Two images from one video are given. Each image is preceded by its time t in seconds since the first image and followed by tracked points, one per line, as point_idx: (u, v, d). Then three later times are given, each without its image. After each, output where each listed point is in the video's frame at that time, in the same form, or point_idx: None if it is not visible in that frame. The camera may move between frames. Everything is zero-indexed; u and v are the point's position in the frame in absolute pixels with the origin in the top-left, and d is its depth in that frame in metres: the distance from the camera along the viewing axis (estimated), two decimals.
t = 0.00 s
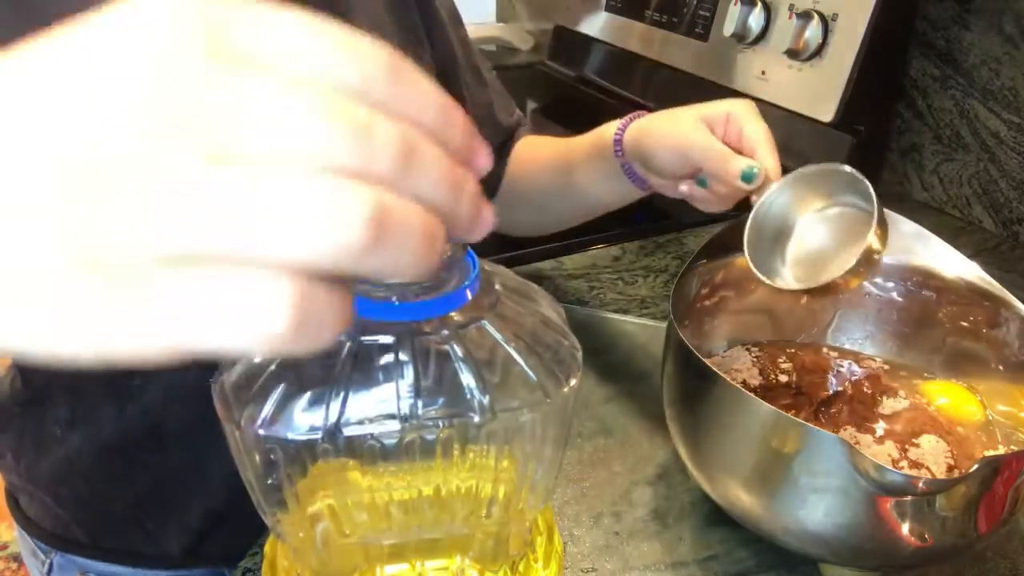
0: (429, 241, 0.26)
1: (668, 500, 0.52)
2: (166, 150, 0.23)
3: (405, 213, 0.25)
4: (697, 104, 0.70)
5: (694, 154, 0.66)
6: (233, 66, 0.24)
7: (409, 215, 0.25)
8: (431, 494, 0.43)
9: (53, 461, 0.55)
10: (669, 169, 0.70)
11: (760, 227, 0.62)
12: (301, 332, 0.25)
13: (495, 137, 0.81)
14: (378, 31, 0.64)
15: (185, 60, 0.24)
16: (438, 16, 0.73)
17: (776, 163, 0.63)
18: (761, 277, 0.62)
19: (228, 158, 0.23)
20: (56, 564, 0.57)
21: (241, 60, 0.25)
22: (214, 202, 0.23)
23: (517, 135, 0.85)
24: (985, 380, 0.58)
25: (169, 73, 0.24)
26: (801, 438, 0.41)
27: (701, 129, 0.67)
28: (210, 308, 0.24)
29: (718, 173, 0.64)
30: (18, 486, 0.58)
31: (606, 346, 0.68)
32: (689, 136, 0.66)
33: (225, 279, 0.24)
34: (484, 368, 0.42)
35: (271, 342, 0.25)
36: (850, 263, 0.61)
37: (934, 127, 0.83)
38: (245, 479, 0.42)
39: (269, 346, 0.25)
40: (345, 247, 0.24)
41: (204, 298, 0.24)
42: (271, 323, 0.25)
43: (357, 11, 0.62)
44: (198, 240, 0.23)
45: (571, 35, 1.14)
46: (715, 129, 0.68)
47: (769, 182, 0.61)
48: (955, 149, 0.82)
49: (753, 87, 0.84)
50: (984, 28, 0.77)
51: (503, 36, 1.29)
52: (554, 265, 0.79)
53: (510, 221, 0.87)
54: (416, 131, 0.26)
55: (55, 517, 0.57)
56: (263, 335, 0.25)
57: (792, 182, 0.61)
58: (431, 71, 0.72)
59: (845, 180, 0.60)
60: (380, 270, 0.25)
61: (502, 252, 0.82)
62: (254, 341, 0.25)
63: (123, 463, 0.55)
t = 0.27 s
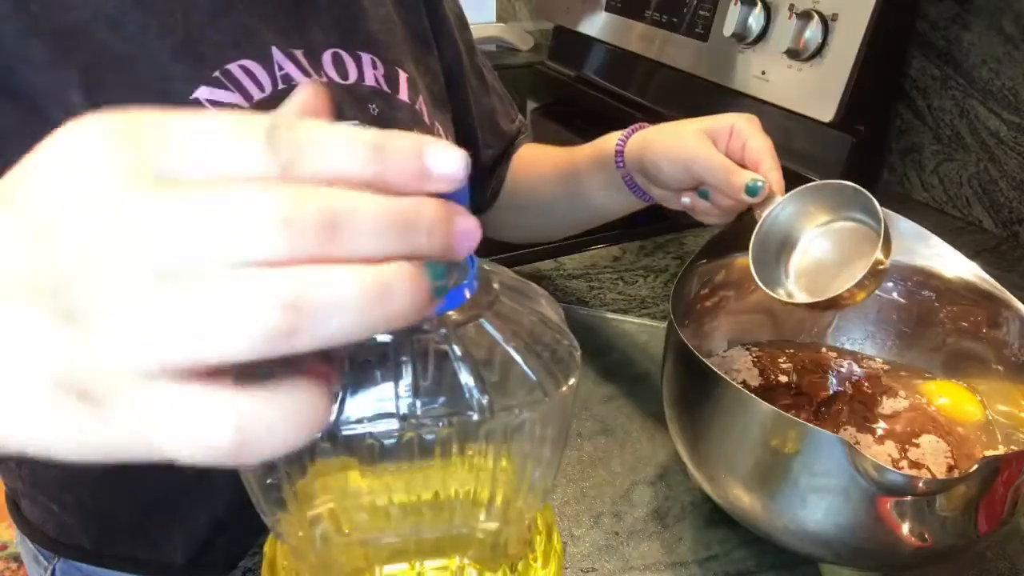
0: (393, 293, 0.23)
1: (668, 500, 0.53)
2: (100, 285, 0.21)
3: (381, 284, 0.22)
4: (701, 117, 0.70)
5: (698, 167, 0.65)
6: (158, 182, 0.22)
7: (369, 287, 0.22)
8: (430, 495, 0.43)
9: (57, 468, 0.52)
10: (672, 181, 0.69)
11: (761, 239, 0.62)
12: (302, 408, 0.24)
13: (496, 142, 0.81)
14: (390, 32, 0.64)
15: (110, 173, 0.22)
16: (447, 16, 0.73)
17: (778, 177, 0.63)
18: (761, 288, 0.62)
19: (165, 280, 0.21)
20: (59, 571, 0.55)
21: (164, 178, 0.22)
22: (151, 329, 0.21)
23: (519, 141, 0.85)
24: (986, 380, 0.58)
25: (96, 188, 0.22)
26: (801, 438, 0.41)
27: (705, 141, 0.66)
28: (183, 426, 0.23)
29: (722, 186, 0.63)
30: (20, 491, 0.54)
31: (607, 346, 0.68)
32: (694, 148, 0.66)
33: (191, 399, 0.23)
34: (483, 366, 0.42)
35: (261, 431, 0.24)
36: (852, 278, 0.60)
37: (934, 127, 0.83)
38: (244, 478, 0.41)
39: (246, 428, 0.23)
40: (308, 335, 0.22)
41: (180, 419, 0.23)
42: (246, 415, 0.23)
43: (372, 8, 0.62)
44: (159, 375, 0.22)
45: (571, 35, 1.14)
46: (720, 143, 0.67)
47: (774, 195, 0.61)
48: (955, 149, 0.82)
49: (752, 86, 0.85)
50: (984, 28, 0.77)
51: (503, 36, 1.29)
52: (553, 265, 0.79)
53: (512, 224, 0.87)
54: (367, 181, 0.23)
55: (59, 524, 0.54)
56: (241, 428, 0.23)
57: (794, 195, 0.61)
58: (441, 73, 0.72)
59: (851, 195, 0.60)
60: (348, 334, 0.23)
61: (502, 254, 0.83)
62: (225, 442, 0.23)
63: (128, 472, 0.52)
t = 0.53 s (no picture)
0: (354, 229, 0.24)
1: (668, 500, 0.53)
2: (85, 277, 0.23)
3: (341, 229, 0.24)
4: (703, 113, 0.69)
5: (702, 166, 0.65)
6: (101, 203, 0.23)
7: (323, 222, 0.24)
8: (431, 495, 0.43)
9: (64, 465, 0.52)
10: (675, 178, 0.69)
11: (768, 236, 0.62)
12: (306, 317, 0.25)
13: (502, 142, 0.81)
14: (399, 32, 0.63)
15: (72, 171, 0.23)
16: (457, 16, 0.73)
17: (782, 175, 0.63)
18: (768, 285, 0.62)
19: (139, 267, 0.23)
20: (61, 570, 0.55)
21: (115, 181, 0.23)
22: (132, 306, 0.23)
23: (522, 139, 0.85)
24: (986, 380, 0.58)
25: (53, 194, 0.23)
26: (800, 438, 0.41)
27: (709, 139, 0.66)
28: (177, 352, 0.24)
29: (726, 185, 0.64)
30: (22, 490, 0.55)
31: (607, 345, 0.68)
32: (697, 146, 0.65)
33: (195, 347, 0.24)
34: (483, 367, 0.42)
35: (282, 346, 0.25)
36: (860, 274, 0.60)
37: (934, 127, 0.83)
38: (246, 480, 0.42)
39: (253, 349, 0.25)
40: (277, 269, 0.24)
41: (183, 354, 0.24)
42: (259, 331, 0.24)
43: (383, 7, 0.62)
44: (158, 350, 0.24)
45: (571, 35, 1.14)
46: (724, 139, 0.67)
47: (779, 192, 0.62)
48: (955, 149, 0.82)
49: (752, 86, 0.85)
50: (984, 28, 0.77)
51: (503, 37, 1.29)
52: (554, 265, 0.79)
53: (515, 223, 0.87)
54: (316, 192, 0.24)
55: (60, 523, 0.54)
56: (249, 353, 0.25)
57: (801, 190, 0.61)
58: (449, 73, 0.72)
59: (857, 190, 0.60)
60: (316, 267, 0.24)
61: (503, 254, 0.82)
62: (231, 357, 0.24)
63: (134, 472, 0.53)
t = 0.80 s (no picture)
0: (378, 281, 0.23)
1: (668, 500, 0.53)
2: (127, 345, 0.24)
3: (351, 285, 0.23)
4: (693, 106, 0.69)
5: (690, 156, 0.64)
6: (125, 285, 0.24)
7: (338, 290, 0.23)
8: (430, 494, 0.43)
9: (65, 467, 0.52)
10: (666, 171, 0.69)
11: (759, 227, 0.62)
12: (357, 343, 0.24)
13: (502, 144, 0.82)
14: (404, 36, 0.63)
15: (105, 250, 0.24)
16: (460, 19, 0.73)
17: (771, 163, 0.63)
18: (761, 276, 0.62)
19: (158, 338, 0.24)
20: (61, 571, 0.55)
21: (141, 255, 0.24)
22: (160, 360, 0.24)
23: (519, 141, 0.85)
24: (986, 380, 0.58)
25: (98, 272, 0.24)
26: (800, 438, 0.41)
27: (698, 129, 0.65)
28: (229, 397, 0.24)
29: (715, 175, 0.63)
30: (22, 491, 0.55)
31: (606, 346, 0.68)
32: (685, 136, 0.65)
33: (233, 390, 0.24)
34: (482, 365, 0.41)
35: (316, 380, 0.23)
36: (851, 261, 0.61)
37: (934, 127, 0.83)
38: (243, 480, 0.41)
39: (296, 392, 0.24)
40: (290, 321, 0.24)
41: (234, 403, 0.24)
42: (299, 367, 0.23)
43: (387, 10, 0.62)
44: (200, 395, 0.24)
45: (571, 35, 1.14)
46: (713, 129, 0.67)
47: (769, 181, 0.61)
48: (955, 149, 0.82)
49: (752, 85, 0.85)
50: (984, 28, 0.77)
51: (503, 36, 1.29)
52: (553, 265, 0.79)
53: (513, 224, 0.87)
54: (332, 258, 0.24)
55: (61, 524, 0.54)
56: (287, 397, 0.24)
57: (790, 179, 0.61)
58: (451, 75, 0.72)
59: (846, 177, 0.61)
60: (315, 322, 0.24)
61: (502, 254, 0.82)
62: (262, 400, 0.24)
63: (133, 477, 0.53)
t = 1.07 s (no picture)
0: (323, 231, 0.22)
1: (668, 500, 0.53)
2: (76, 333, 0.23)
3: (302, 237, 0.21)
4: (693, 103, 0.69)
5: (691, 153, 0.64)
6: (74, 266, 0.22)
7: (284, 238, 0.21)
8: (430, 494, 0.43)
9: (64, 463, 0.53)
10: (666, 169, 0.69)
11: (758, 223, 0.63)
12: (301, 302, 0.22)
13: (501, 143, 0.82)
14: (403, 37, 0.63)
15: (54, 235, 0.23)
16: (459, 20, 0.73)
17: (772, 160, 0.63)
18: (761, 272, 0.62)
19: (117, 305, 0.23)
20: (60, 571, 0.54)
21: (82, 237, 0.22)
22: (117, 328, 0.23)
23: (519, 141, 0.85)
24: (985, 380, 0.58)
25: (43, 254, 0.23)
26: (800, 438, 0.41)
27: (698, 126, 0.66)
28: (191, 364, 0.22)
29: (715, 172, 0.63)
30: (21, 492, 0.55)
31: (607, 346, 0.68)
32: (685, 134, 0.65)
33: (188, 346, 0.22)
34: (481, 365, 0.41)
35: (273, 349, 0.22)
36: (851, 255, 0.61)
37: (934, 127, 0.83)
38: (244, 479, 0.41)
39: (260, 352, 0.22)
40: (250, 281, 0.22)
41: (211, 371, 0.22)
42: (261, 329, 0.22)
43: (386, 12, 0.62)
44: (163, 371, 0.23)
45: (571, 35, 1.14)
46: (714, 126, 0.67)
47: (768, 178, 0.62)
48: (955, 149, 0.82)
49: (752, 85, 0.85)
50: (984, 28, 0.77)
51: (503, 36, 1.29)
52: (553, 265, 0.79)
53: (511, 225, 0.87)
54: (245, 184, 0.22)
55: (61, 525, 0.54)
56: (250, 358, 0.22)
57: (790, 176, 0.61)
58: (451, 76, 0.72)
59: (845, 174, 0.61)
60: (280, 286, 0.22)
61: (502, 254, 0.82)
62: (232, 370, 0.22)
63: (132, 474, 0.53)
